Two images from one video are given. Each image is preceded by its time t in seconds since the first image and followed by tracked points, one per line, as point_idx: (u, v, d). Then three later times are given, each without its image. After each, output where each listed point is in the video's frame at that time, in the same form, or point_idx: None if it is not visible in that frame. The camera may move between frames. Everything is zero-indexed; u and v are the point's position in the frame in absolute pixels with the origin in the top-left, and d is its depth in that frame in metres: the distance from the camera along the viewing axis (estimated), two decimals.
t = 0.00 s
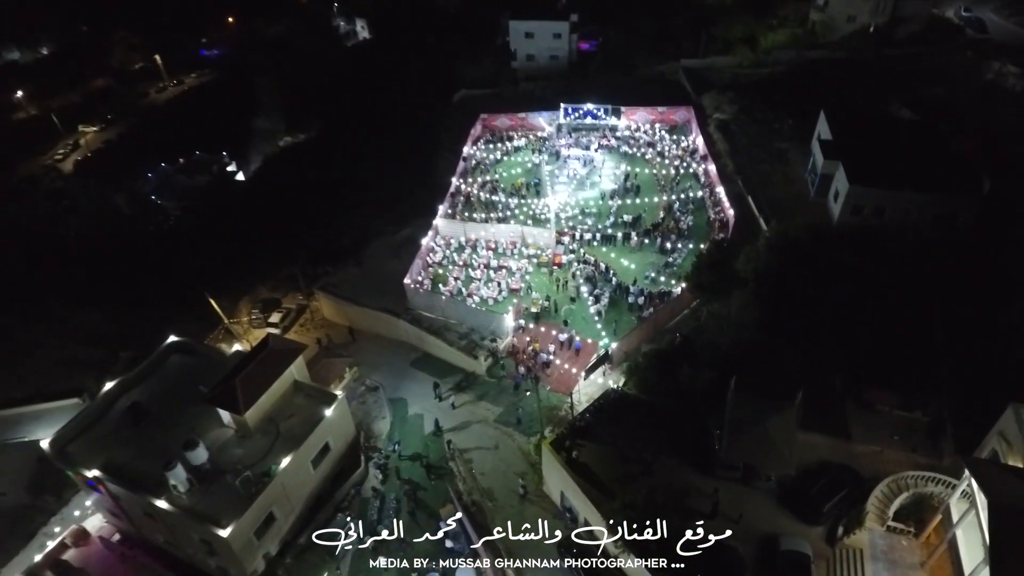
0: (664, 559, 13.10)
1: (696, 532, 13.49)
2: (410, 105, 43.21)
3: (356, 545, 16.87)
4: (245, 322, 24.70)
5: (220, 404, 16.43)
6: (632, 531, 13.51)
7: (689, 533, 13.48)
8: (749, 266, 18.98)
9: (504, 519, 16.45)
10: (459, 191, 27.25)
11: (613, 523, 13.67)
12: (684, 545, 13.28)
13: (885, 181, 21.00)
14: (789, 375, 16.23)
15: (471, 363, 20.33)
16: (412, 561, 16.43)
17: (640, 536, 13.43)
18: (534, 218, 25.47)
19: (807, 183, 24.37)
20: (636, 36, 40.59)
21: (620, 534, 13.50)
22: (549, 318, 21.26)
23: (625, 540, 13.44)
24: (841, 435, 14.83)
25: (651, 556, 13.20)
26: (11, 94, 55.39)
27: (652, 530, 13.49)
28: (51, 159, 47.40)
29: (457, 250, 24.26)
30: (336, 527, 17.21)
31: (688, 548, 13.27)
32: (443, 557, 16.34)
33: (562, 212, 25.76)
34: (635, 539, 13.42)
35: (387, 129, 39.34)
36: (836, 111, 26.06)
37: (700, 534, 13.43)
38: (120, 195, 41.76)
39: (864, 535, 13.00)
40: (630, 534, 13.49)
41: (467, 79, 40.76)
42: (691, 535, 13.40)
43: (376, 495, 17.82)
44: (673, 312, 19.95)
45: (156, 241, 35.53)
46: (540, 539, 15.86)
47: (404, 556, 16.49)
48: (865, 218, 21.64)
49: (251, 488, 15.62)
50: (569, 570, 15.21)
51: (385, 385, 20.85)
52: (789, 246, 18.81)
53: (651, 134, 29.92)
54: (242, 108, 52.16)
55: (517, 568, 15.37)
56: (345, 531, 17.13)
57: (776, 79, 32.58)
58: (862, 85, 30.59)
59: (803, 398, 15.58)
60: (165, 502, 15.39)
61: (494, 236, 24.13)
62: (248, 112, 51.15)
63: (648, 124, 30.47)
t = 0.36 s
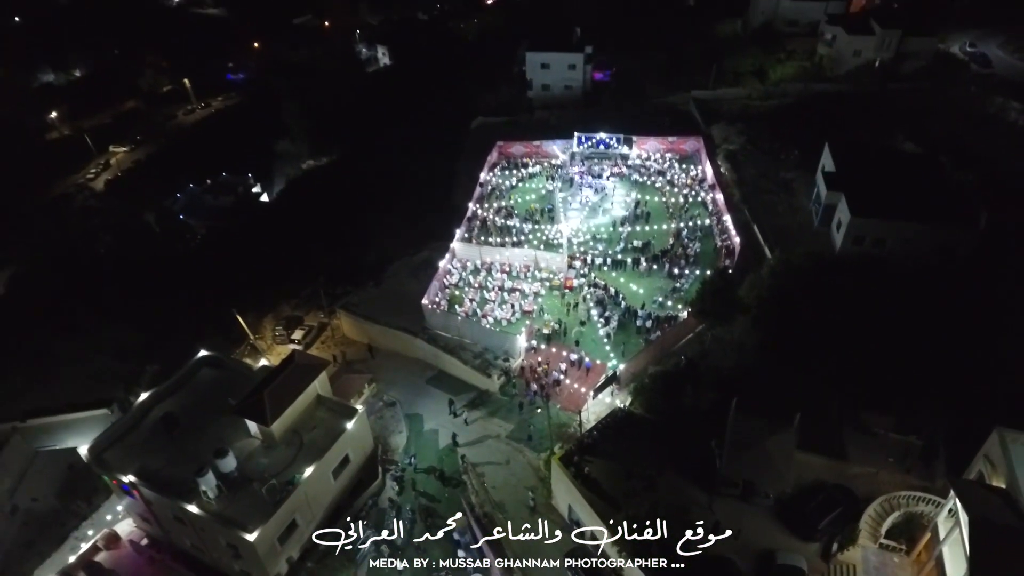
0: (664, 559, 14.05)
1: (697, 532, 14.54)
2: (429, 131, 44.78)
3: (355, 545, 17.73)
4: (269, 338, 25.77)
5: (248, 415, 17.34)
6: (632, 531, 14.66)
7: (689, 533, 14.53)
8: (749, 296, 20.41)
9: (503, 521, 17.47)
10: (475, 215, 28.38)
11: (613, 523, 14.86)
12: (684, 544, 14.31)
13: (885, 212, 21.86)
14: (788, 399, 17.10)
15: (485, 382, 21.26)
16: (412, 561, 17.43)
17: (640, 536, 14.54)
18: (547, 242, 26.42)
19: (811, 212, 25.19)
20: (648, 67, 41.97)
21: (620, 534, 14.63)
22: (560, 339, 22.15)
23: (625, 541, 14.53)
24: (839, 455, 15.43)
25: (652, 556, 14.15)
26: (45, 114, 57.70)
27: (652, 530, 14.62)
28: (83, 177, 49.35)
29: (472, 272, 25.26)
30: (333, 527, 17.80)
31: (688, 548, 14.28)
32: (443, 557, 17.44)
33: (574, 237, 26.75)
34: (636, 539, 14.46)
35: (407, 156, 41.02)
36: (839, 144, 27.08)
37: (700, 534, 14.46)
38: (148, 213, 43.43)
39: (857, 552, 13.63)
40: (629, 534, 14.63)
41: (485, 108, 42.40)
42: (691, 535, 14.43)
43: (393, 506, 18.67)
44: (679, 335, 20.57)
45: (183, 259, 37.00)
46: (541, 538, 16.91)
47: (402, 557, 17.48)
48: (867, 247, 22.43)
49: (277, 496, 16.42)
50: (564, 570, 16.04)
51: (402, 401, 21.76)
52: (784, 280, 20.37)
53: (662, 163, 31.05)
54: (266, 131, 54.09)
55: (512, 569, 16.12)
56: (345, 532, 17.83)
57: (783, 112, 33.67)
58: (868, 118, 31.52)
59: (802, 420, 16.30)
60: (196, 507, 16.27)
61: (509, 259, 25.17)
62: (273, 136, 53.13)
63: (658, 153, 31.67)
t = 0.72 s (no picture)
0: (664, 559, 14.84)
1: (696, 532, 15.42)
2: (441, 158, 46.16)
3: (356, 545, 18.46)
4: (284, 359, 26.63)
5: (267, 435, 18.15)
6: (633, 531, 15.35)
7: (688, 533, 15.38)
8: (749, 328, 21.30)
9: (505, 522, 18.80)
10: (485, 242, 29.34)
11: (613, 523, 15.71)
12: (684, 544, 15.16)
13: (881, 244, 22.65)
14: (785, 426, 17.80)
15: (494, 405, 21.96)
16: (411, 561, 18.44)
17: (642, 535, 15.20)
18: (555, 269, 27.27)
19: (810, 243, 26.08)
20: (655, 99, 43.27)
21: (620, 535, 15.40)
22: (566, 364, 22.93)
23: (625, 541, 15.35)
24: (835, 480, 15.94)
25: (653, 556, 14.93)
26: (68, 136, 59.29)
27: (652, 530, 15.33)
28: (105, 200, 50.93)
29: (482, 298, 26.14)
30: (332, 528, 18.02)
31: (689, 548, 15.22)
32: (442, 557, 18.52)
33: (581, 265, 27.63)
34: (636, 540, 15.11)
35: (420, 184, 42.44)
36: (838, 177, 28.01)
37: (700, 534, 15.39)
38: (167, 235, 44.66)
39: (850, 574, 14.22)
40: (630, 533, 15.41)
41: (496, 137, 43.78)
42: (691, 535, 15.37)
43: (402, 523, 19.31)
44: (683, 360, 21.65)
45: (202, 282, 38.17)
46: (541, 538, 18.24)
47: (401, 556, 18.52)
48: (864, 278, 23.17)
49: (293, 512, 17.12)
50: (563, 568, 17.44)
51: (413, 423, 22.48)
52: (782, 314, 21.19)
53: (666, 193, 32.01)
54: (282, 156, 55.67)
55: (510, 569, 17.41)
56: (344, 531, 18.26)
57: (786, 144, 34.74)
58: (868, 150, 32.51)
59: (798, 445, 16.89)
60: (217, 523, 17.03)
61: (517, 286, 26.08)
62: (289, 161, 54.71)
63: (663, 183, 32.67)
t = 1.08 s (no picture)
0: (664, 560, 15.92)
1: (696, 532, 16.47)
2: (448, 184, 47.23)
3: (355, 544, 18.84)
4: (295, 382, 27.29)
5: (279, 456, 18.71)
6: (632, 531, 16.61)
7: (690, 534, 16.46)
8: (746, 357, 22.07)
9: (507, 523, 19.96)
10: (491, 268, 30.16)
11: (614, 524, 16.83)
12: (684, 544, 16.23)
13: (876, 274, 23.33)
14: (781, 452, 18.37)
15: (500, 429, 22.56)
16: (412, 561, 19.34)
17: (640, 536, 16.45)
18: (559, 296, 28.01)
19: (807, 272, 26.86)
20: (657, 128, 44.38)
21: (620, 534, 16.55)
22: (570, 390, 23.59)
23: (625, 540, 16.41)
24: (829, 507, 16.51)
25: (652, 556, 16.02)
26: (83, 160, 60.61)
27: (652, 530, 16.61)
28: (118, 222, 51.44)
29: (488, 323, 26.86)
30: (332, 528, 18.08)
31: (688, 548, 16.20)
32: (443, 558, 19.46)
33: (584, 292, 28.38)
34: (636, 539, 16.34)
35: (429, 211, 43.58)
36: (835, 207, 28.82)
37: (700, 535, 16.37)
38: (180, 258, 45.59)
39: None
40: (629, 534, 16.59)
41: (502, 164, 44.89)
42: (691, 535, 16.36)
43: (409, 544, 19.78)
44: (682, 387, 22.10)
45: (214, 304, 39.02)
46: (541, 538, 19.42)
47: (403, 557, 19.40)
48: (859, 306, 23.81)
49: (305, 533, 17.68)
50: (561, 567, 18.61)
51: (420, 446, 23.05)
52: (779, 346, 22.03)
53: (669, 221, 32.79)
54: (292, 180, 56.88)
55: (509, 568, 18.66)
56: (343, 534, 18.35)
57: (785, 173, 35.63)
58: (864, 180, 33.36)
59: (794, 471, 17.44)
60: (231, 543, 17.61)
61: (522, 312, 26.86)
62: (299, 185, 55.90)
63: (665, 211, 33.54)
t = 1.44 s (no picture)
0: (664, 561, 16.28)
1: (696, 534, 16.97)
2: (452, 206, 48.01)
3: (352, 543, 18.60)
4: (301, 402, 27.70)
5: (289, 474, 19.11)
6: (631, 532, 17.22)
7: (690, 535, 16.94)
8: (745, 381, 22.58)
9: (508, 524, 20.90)
10: (494, 290, 30.75)
11: (614, 525, 17.50)
12: (684, 545, 16.68)
13: (872, 297, 23.81)
14: (779, 473, 18.77)
15: (503, 448, 22.97)
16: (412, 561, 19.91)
17: (639, 536, 17.04)
18: (561, 317, 28.55)
19: (805, 295, 27.41)
20: (658, 152, 45.29)
21: (620, 534, 17.19)
22: (572, 410, 24.04)
23: (625, 540, 17.02)
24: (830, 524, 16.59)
25: (653, 557, 16.46)
26: (93, 180, 61.49)
27: (652, 532, 17.16)
28: (128, 241, 51.88)
29: (491, 343, 27.36)
30: (332, 528, 18.50)
31: (688, 548, 16.70)
32: (444, 556, 20.15)
33: (586, 314, 28.90)
34: (636, 539, 16.94)
35: (434, 234, 44.42)
36: (832, 231, 29.45)
37: (700, 536, 16.87)
38: (188, 277, 46.19)
39: None
40: (629, 534, 17.19)
41: (506, 187, 45.74)
42: (692, 535, 16.86)
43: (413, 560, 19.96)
44: (681, 408, 22.30)
45: (222, 324, 39.59)
46: (541, 537, 20.38)
47: (403, 557, 19.79)
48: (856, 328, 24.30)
49: (313, 550, 18.05)
50: (559, 567, 19.49)
51: (424, 465, 23.40)
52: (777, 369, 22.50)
53: (670, 244, 33.42)
54: (299, 200, 57.74)
55: (509, 569, 19.64)
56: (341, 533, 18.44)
57: (783, 196, 36.30)
58: (861, 204, 34.01)
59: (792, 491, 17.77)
60: (240, 559, 17.96)
61: (525, 333, 27.39)
62: (306, 206, 56.78)
63: (666, 234, 34.18)
